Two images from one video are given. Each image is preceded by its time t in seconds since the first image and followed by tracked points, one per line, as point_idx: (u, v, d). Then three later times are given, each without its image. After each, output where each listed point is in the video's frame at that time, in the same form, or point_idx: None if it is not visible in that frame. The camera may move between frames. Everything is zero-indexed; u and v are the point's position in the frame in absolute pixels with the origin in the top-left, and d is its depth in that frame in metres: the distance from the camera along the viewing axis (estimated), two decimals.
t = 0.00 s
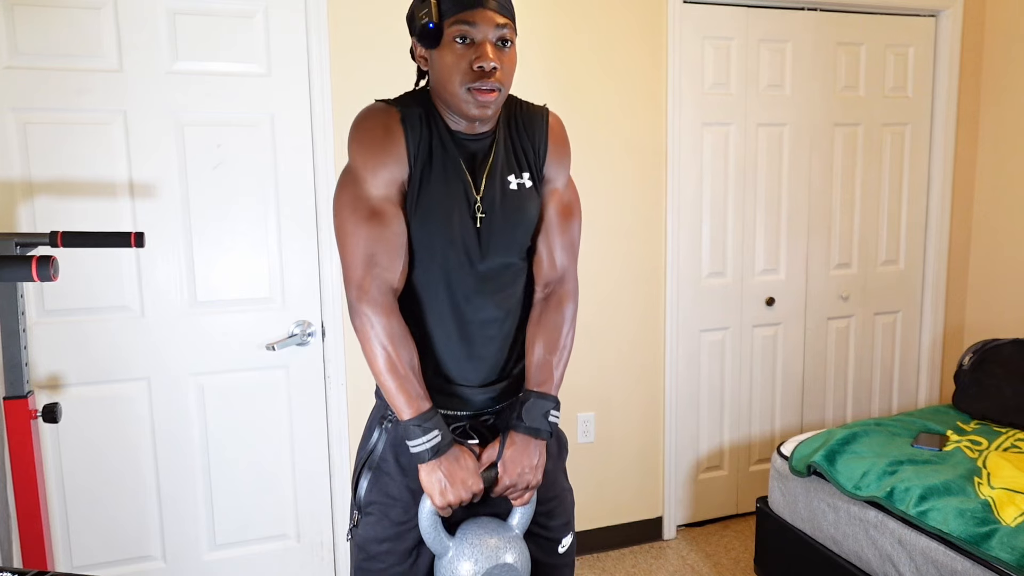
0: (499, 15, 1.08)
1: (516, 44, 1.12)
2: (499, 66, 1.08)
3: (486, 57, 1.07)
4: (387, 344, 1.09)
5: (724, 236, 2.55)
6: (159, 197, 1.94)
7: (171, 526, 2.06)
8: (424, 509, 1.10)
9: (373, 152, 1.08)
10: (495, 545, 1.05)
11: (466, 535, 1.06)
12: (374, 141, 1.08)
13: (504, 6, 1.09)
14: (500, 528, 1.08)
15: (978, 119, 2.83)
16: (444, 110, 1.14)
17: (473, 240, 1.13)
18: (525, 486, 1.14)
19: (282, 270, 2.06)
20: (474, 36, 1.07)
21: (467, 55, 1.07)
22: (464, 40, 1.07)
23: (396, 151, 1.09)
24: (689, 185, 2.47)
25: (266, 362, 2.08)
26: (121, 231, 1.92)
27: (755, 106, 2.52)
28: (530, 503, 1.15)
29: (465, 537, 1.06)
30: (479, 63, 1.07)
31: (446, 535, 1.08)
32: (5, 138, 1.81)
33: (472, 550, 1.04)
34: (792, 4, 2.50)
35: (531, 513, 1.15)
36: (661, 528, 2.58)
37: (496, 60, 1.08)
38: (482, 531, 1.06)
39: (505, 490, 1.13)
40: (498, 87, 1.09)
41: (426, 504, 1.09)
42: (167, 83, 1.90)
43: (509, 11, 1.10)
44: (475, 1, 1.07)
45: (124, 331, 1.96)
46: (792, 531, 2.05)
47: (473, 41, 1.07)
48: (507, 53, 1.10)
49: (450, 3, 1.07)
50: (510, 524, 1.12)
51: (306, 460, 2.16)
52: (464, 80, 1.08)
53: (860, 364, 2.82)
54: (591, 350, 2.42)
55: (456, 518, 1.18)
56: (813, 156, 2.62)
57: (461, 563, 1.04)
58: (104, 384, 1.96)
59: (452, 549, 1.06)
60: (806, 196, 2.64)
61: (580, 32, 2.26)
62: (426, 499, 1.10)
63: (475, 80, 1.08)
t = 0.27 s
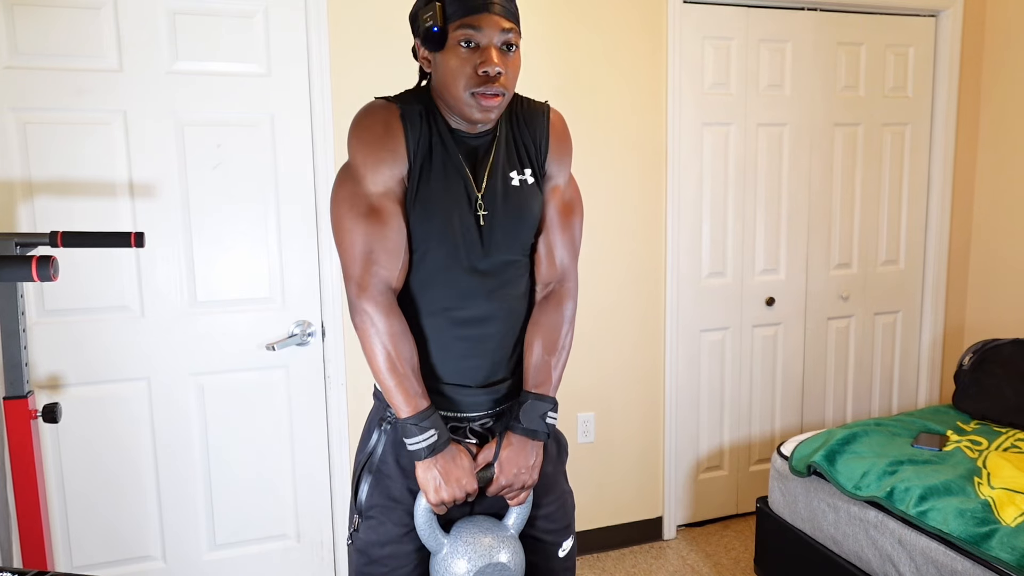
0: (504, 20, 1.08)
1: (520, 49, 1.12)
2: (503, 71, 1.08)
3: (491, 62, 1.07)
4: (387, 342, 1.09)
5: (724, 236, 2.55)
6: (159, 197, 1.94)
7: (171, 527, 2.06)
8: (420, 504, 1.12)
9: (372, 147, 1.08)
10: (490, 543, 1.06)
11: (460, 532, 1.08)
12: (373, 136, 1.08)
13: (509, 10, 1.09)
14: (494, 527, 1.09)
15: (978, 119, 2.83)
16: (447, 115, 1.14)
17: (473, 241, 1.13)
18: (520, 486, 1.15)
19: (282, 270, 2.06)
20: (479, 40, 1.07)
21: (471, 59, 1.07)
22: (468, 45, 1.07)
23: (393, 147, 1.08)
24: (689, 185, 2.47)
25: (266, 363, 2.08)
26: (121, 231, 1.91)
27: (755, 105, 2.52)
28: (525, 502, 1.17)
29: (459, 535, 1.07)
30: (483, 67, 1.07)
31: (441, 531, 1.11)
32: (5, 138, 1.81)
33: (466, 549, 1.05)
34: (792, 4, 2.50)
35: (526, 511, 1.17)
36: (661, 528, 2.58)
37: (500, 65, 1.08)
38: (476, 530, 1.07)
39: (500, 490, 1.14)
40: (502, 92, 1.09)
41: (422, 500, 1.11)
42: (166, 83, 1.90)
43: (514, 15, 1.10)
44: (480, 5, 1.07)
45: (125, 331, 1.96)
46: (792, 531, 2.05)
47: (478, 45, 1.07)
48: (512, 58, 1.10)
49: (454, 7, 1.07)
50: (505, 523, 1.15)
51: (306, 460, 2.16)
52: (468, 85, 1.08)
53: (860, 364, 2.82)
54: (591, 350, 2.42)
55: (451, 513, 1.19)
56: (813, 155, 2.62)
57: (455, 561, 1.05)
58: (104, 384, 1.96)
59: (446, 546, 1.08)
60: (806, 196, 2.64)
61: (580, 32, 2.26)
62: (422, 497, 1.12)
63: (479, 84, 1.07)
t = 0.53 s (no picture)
0: (503, 24, 1.08)
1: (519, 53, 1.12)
2: (502, 76, 1.08)
3: (490, 66, 1.07)
4: (385, 342, 1.09)
5: (724, 236, 2.55)
6: (159, 197, 1.94)
7: (171, 527, 2.06)
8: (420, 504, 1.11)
9: (370, 146, 1.07)
10: (490, 542, 1.06)
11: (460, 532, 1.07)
12: (372, 135, 1.07)
13: (508, 14, 1.09)
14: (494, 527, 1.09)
15: (978, 119, 2.83)
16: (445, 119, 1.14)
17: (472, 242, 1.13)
18: (521, 484, 1.15)
19: (282, 270, 2.06)
20: (477, 44, 1.07)
21: (470, 63, 1.07)
22: (467, 49, 1.07)
23: (391, 147, 1.08)
24: (689, 185, 2.47)
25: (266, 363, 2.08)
26: (120, 231, 1.91)
27: (755, 105, 2.52)
28: (525, 500, 1.16)
29: (460, 535, 1.07)
30: (482, 71, 1.07)
31: (441, 531, 1.11)
32: (5, 138, 1.81)
33: (467, 548, 1.05)
34: (792, 4, 2.50)
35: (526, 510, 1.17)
36: (661, 528, 2.58)
37: (499, 69, 1.07)
38: (476, 530, 1.07)
39: (500, 489, 1.14)
40: (500, 96, 1.09)
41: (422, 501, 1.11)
42: (166, 83, 1.90)
43: (513, 19, 1.10)
44: (479, 9, 1.06)
45: (125, 331, 1.96)
46: (792, 531, 2.05)
47: (476, 49, 1.07)
48: (511, 62, 1.10)
49: (452, 11, 1.07)
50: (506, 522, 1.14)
51: (306, 460, 2.16)
52: (467, 89, 1.08)
53: (860, 364, 2.82)
54: (591, 350, 2.42)
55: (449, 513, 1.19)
56: (813, 156, 2.62)
57: (455, 561, 1.05)
58: (104, 384, 1.96)
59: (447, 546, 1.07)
60: (806, 196, 2.64)
61: (580, 32, 2.25)
62: (422, 496, 1.12)
63: (478, 89, 1.07)
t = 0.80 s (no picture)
0: (496, 19, 1.08)
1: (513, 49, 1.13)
2: (495, 71, 1.09)
3: (482, 61, 1.07)
4: (381, 367, 1.09)
5: (724, 236, 2.55)
6: (159, 197, 1.94)
7: (171, 526, 2.06)
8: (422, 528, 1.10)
9: (354, 173, 1.08)
10: (493, 564, 1.04)
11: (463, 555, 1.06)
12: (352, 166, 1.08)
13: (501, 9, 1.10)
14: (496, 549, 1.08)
15: (978, 119, 2.83)
16: (440, 116, 1.15)
17: (471, 248, 1.13)
18: (523, 507, 1.14)
19: (282, 270, 2.06)
20: (470, 39, 1.08)
21: (462, 58, 1.08)
22: (459, 44, 1.08)
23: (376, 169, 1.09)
24: (689, 184, 2.47)
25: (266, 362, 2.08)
26: (121, 231, 1.91)
27: (755, 106, 2.52)
28: (528, 523, 1.15)
29: (463, 557, 1.06)
30: (474, 67, 1.07)
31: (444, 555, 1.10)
32: (5, 138, 1.81)
33: (470, 570, 1.04)
34: (792, 4, 2.50)
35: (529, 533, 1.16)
36: (661, 528, 2.58)
37: (491, 64, 1.08)
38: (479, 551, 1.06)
39: (503, 511, 1.13)
40: (493, 91, 1.09)
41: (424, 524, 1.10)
42: (166, 83, 1.90)
43: (506, 14, 1.11)
44: (472, 4, 1.07)
45: (125, 331, 1.95)
46: (792, 531, 2.05)
47: (469, 44, 1.08)
48: (503, 57, 1.10)
49: (445, 6, 1.08)
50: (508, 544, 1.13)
51: (306, 460, 2.16)
52: (460, 84, 1.08)
53: (860, 363, 2.82)
54: (591, 350, 2.42)
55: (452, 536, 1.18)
56: (813, 156, 2.62)
57: None
58: (104, 384, 1.96)
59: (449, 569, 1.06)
60: (806, 196, 2.64)
61: (580, 32, 2.25)
62: (425, 519, 1.11)
63: (470, 84, 1.08)
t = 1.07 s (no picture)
0: (496, 16, 1.09)
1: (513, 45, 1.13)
2: (496, 67, 1.09)
3: (483, 57, 1.07)
4: (384, 396, 1.10)
5: (724, 236, 2.55)
6: (159, 197, 1.94)
7: (171, 526, 2.06)
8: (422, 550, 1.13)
9: (350, 202, 1.09)
10: None
11: None
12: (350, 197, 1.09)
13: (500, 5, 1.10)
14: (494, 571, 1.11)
15: (979, 119, 2.83)
16: (444, 116, 1.15)
17: (473, 258, 1.13)
18: (522, 531, 1.16)
19: (282, 270, 2.06)
20: (470, 36, 1.08)
21: (463, 55, 1.08)
22: (460, 41, 1.08)
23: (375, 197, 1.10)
24: (689, 184, 2.47)
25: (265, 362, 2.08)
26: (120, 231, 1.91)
27: (755, 106, 2.52)
28: (526, 546, 1.17)
29: None
30: (476, 64, 1.07)
31: None
32: (5, 138, 1.81)
33: None
34: (793, 4, 2.50)
35: (527, 555, 1.18)
36: (661, 528, 2.58)
37: (493, 61, 1.08)
38: None
39: (502, 535, 1.15)
40: (495, 88, 1.10)
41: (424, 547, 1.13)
42: (166, 83, 1.90)
43: (506, 10, 1.11)
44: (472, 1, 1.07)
45: (124, 331, 1.95)
46: (792, 531, 2.05)
47: (470, 42, 1.08)
48: (505, 53, 1.10)
49: (445, 4, 1.08)
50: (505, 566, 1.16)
51: (307, 459, 2.16)
52: (462, 82, 1.09)
53: (860, 363, 2.82)
54: (590, 350, 2.42)
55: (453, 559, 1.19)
56: (813, 155, 2.62)
57: None
58: (104, 384, 1.96)
59: None
60: (806, 196, 2.64)
61: (580, 32, 2.26)
62: (425, 544, 1.14)
63: (473, 81, 1.08)
